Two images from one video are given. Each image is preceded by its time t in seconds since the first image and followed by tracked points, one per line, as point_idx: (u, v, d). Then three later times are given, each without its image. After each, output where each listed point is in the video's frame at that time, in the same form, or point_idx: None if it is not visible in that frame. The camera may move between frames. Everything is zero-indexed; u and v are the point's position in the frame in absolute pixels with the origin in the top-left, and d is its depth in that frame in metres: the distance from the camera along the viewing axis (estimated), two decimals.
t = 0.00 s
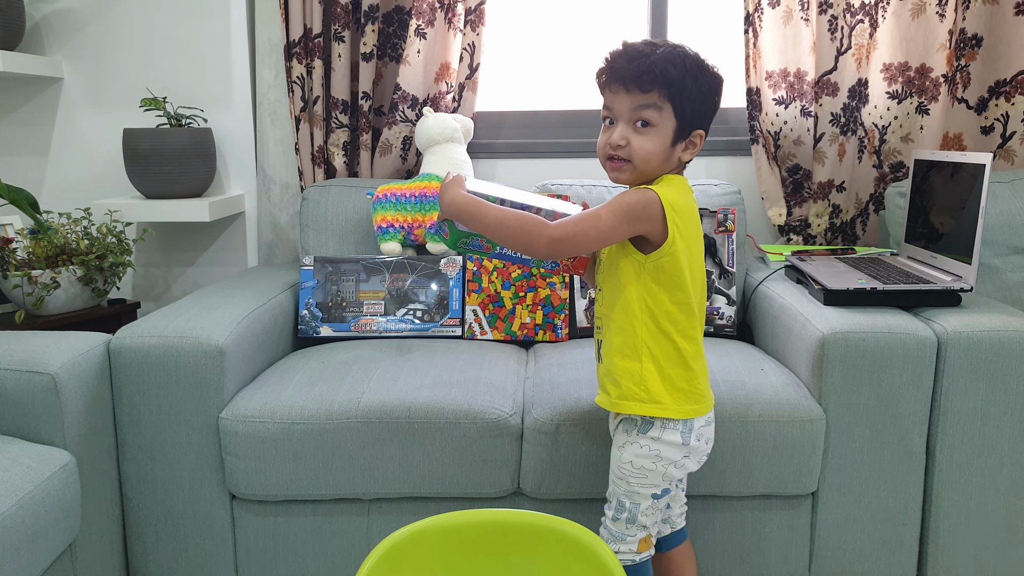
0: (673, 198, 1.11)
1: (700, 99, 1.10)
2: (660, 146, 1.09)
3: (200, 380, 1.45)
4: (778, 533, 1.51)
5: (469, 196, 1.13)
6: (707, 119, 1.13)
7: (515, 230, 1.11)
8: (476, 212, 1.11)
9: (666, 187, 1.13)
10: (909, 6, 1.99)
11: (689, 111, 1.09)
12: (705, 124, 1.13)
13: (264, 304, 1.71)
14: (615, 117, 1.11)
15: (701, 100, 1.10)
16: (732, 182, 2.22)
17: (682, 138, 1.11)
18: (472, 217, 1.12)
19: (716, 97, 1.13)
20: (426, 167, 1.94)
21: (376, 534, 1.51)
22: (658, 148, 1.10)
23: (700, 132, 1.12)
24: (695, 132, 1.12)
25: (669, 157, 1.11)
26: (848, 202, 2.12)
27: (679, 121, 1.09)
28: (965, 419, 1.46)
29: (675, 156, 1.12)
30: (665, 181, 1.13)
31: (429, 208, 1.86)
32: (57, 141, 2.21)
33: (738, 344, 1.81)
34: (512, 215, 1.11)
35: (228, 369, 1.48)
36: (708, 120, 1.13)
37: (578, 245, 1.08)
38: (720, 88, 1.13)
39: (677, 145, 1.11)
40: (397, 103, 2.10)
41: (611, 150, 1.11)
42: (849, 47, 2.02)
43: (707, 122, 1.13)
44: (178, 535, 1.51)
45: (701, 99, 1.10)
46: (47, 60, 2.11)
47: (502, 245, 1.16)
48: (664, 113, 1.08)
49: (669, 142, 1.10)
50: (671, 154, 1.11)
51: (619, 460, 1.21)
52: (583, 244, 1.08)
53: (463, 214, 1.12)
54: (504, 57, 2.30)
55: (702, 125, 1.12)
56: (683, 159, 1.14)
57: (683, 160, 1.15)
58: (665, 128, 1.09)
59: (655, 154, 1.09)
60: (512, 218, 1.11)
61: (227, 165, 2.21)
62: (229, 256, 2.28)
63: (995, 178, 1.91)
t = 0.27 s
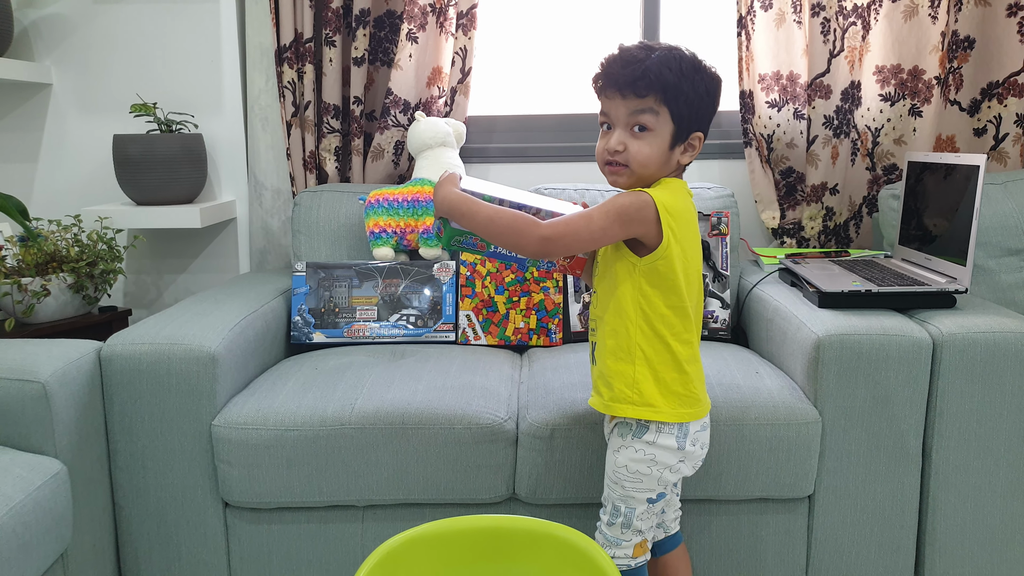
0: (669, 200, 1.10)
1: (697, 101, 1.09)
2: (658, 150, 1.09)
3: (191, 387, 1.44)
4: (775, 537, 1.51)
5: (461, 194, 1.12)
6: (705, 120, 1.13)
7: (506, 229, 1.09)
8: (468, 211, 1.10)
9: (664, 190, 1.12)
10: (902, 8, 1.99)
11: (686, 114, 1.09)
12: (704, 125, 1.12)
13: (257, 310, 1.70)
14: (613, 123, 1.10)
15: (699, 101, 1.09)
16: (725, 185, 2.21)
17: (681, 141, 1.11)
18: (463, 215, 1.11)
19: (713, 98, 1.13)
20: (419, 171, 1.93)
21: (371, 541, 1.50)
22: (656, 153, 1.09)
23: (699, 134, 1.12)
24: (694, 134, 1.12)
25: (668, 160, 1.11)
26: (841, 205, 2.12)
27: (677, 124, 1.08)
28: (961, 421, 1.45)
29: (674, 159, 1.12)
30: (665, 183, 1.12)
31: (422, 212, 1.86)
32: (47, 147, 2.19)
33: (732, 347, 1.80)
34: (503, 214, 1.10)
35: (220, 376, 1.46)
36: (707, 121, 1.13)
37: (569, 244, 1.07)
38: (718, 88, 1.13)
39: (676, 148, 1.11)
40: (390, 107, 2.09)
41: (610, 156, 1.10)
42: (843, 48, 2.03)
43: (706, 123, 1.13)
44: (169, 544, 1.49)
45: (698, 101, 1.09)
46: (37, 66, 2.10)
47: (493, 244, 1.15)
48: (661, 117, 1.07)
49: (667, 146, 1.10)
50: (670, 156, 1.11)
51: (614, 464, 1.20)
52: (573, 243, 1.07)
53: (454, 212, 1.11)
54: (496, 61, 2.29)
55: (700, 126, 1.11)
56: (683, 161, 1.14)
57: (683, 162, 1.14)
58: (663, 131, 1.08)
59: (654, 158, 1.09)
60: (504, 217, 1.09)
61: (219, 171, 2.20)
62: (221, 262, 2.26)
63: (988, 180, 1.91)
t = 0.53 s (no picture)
0: (673, 206, 1.09)
1: (681, 101, 1.07)
2: (648, 157, 1.09)
3: (188, 390, 1.43)
4: (775, 545, 1.49)
5: (462, 192, 1.12)
6: (700, 117, 1.09)
7: (504, 227, 1.09)
8: (468, 207, 1.10)
9: (668, 196, 1.11)
10: (902, 16, 1.98)
11: (669, 116, 1.07)
12: (698, 122, 1.09)
13: (254, 313, 1.69)
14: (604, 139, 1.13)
15: (683, 100, 1.07)
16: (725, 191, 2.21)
17: (673, 143, 1.09)
18: (463, 212, 1.11)
19: (705, 93, 1.09)
20: (418, 175, 1.92)
21: (368, 547, 1.48)
22: (647, 160, 1.09)
23: (693, 132, 1.09)
24: (687, 133, 1.09)
25: (662, 164, 1.10)
26: (840, 212, 2.12)
27: (661, 128, 1.07)
28: (963, 428, 1.44)
29: (671, 162, 1.10)
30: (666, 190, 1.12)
31: (420, 217, 1.85)
32: (45, 149, 2.18)
33: (732, 353, 1.79)
34: (503, 212, 1.09)
35: (217, 379, 1.45)
36: (701, 117, 1.10)
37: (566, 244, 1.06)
38: (707, 81, 1.09)
39: (669, 151, 1.09)
40: (389, 111, 2.09)
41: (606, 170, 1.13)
42: (842, 56, 2.03)
43: (698, 120, 1.09)
44: (164, 549, 1.48)
45: (683, 100, 1.07)
46: (35, 67, 2.09)
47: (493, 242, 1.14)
48: (643, 125, 1.07)
49: (658, 151, 1.09)
50: (665, 161, 1.10)
51: (611, 470, 1.18)
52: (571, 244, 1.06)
53: (454, 209, 1.11)
54: (495, 67, 2.29)
55: (691, 125, 1.09)
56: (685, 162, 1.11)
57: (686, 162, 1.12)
58: (650, 138, 1.08)
59: (644, 166, 1.09)
60: (503, 216, 1.09)
61: (217, 174, 2.19)
62: (219, 266, 2.25)
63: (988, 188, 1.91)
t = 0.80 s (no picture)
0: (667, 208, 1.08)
1: (664, 105, 1.07)
2: (636, 162, 1.10)
3: (185, 389, 1.42)
4: (769, 547, 1.50)
5: (459, 183, 1.12)
6: (689, 119, 1.08)
7: (497, 220, 1.09)
8: (463, 199, 1.10)
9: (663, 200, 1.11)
10: (899, 22, 2.00)
11: (652, 122, 1.07)
12: (685, 125, 1.08)
13: (251, 312, 1.69)
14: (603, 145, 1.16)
15: (665, 104, 1.07)
16: (722, 194, 2.22)
17: (660, 147, 1.09)
18: (458, 204, 1.11)
19: (693, 95, 1.08)
20: (416, 176, 1.92)
21: (363, 547, 1.48)
22: (636, 165, 1.10)
23: (680, 136, 1.08)
24: (674, 137, 1.08)
25: (652, 168, 1.11)
26: (837, 216, 2.13)
27: (645, 134, 1.08)
28: (956, 432, 1.45)
29: (662, 166, 1.11)
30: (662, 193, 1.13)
31: (418, 217, 1.86)
32: (41, 146, 2.17)
33: (728, 356, 1.80)
34: (497, 205, 1.09)
35: (214, 379, 1.45)
36: (690, 119, 1.08)
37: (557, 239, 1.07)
38: (691, 83, 1.08)
39: (658, 155, 1.10)
40: (388, 112, 2.09)
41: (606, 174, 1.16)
42: (839, 61, 2.04)
43: (685, 123, 1.08)
44: (160, 548, 1.47)
45: (667, 104, 1.07)
46: (32, 64, 2.08)
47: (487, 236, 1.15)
48: (627, 131, 1.09)
49: (645, 155, 1.09)
50: (655, 165, 1.10)
51: (603, 471, 1.19)
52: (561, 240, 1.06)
53: (450, 200, 1.11)
54: (495, 68, 2.30)
55: (677, 128, 1.08)
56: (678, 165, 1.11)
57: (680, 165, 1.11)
58: (635, 144, 1.09)
59: (634, 171, 1.11)
60: (497, 209, 1.09)
61: (214, 173, 2.18)
62: (215, 265, 2.25)
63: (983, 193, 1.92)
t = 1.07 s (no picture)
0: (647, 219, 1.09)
1: (642, 115, 1.07)
2: (618, 172, 1.11)
3: (173, 403, 1.41)
4: (763, 552, 1.50)
5: (443, 206, 1.12)
6: (668, 127, 1.09)
7: (482, 242, 1.09)
8: (447, 222, 1.10)
9: (645, 210, 1.12)
10: (881, 28, 2.02)
11: (631, 132, 1.08)
12: (664, 134, 1.09)
13: (239, 324, 1.67)
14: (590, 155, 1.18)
15: (642, 114, 1.07)
16: (710, 200, 2.24)
17: (641, 156, 1.10)
18: (442, 227, 1.11)
19: (671, 103, 1.08)
20: (405, 184, 1.92)
21: (356, 559, 1.47)
22: (618, 175, 1.12)
23: (659, 145, 1.08)
24: (654, 145, 1.09)
25: (635, 178, 1.12)
26: (824, 221, 2.15)
27: (625, 144, 1.09)
28: (945, 435, 1.47)
29: (644, 176, 1.11)
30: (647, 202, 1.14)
31: (408, 225, 1.85)
32: (23, 157, 2.15)
33: (718, 361, 1.81)
34: (481, 227, 1.10)
35: (202, 391, 1.43)
36: (669, 127, 1.09)
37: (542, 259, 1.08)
38: (669, 91, 1.08)
39: (639, 165, 1.10)
40: (376, 120, 2.08)
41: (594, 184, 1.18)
42: (824, 67, 2.06)
43: (665, 131, 1.09)
44: (149, 564, 1.46)
45: (644, 114, 1.07)
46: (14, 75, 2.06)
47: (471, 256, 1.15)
48: (608, 142, 1.10)
49: (627, 165, 1.11)
50: (637, 174, 1.11)
51: (603, 479, 1.19)
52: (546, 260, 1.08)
53: (434, 223, 1.11)
54: (483, 76, 2.30)
55: (656, 138, 1.09)
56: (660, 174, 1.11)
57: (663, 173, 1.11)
58: (616, 154, 1.10)
59: (617, 181, 1.12)
60: (482, 231, 1.09)
61: (200, 183, 2.17)
62: (202, 275, 2.23)
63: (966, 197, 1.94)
